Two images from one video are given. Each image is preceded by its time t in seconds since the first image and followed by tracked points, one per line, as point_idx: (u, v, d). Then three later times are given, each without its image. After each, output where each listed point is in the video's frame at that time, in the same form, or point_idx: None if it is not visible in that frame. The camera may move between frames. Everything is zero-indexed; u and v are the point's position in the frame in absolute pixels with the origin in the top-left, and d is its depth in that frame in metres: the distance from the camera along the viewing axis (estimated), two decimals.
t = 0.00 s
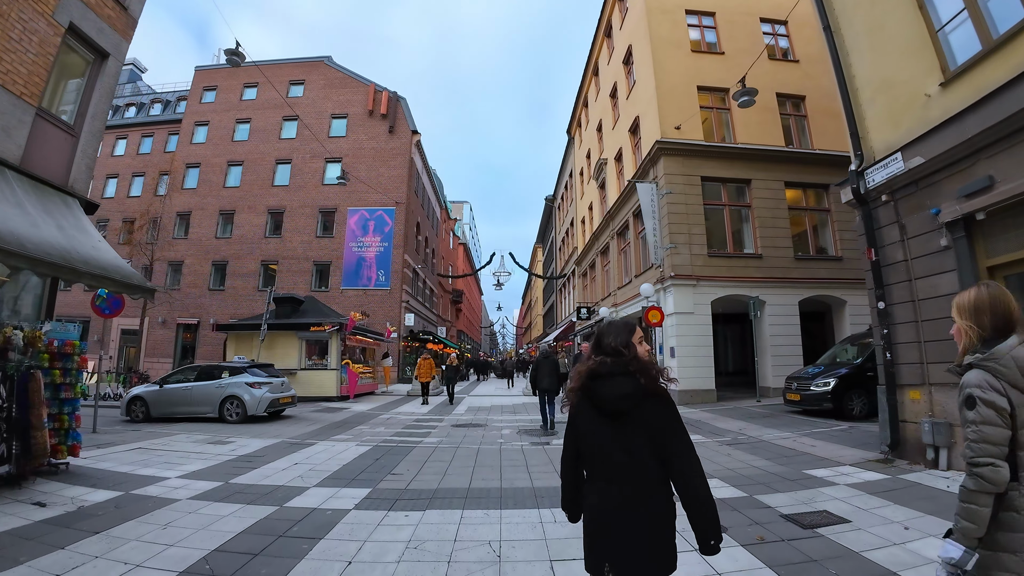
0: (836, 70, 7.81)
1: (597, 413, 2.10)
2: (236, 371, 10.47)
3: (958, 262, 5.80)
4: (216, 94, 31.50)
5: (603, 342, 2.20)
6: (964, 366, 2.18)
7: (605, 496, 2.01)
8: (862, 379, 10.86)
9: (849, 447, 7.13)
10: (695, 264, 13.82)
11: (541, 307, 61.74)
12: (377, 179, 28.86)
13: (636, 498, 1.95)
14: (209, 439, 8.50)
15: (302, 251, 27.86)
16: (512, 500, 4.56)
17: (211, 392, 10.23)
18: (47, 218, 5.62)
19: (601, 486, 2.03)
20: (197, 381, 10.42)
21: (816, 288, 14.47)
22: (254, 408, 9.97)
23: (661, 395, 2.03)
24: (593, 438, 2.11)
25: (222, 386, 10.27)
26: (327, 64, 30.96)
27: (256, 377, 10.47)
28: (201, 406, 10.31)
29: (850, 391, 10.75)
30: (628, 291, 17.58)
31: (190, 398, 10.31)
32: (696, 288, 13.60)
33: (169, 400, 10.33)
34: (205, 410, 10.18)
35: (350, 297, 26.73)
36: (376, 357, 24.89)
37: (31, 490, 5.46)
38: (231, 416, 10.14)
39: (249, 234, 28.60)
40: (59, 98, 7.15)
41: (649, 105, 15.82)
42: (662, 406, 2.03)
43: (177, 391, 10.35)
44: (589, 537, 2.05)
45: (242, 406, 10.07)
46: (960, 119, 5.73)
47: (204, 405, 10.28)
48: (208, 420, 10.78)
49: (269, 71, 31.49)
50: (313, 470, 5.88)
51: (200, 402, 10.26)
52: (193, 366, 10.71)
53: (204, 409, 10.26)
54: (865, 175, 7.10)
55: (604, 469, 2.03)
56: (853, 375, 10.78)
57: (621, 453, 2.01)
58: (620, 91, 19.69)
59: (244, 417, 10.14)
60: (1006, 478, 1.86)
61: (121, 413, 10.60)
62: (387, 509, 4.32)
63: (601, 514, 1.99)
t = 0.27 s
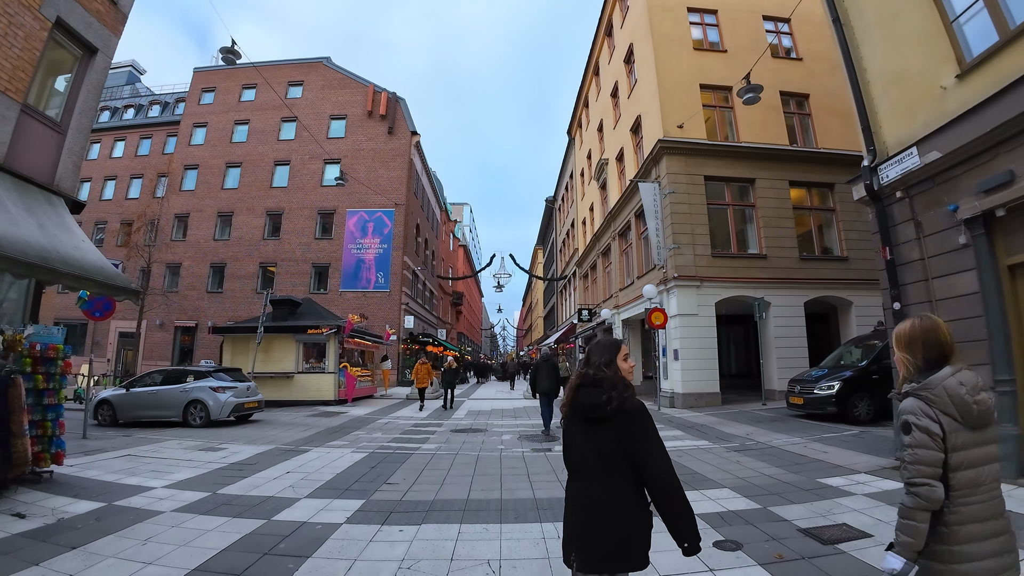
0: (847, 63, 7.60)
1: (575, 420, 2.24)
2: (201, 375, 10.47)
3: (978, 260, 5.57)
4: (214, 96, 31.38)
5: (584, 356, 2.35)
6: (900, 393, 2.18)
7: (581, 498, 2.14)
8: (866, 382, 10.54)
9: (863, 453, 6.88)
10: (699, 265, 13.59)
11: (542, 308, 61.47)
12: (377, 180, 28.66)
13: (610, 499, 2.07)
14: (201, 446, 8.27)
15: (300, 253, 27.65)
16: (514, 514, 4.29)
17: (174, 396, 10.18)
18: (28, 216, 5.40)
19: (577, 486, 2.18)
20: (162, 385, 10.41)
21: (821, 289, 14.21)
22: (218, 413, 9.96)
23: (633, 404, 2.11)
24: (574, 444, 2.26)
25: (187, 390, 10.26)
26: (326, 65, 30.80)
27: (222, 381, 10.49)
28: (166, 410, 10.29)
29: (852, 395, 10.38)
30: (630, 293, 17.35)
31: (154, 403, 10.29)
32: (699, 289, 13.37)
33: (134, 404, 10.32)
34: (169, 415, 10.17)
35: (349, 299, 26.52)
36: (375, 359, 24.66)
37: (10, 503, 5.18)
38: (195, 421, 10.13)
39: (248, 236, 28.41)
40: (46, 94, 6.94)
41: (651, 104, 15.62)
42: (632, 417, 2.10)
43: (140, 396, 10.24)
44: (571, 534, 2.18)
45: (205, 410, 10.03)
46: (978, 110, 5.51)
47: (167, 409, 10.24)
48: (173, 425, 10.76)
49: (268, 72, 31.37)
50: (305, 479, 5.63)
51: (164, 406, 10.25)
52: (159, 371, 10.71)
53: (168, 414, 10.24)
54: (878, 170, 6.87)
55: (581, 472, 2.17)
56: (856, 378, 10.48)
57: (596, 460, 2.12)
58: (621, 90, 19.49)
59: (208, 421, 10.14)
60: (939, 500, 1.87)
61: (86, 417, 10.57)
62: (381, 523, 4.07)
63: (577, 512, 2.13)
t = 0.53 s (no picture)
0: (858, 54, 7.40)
1: (564, 410, 2.41)
2: (162, 378, 10.26)
3: (1000, 255, 5.34)
4: (213, 96, 31.25)
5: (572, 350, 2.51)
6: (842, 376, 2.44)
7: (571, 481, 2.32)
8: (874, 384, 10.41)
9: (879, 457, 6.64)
10: (703, 264, 13.35)
11: (543, 310, 61.18)
12: (376, 181, 28.45)
13: (596, 481, 2.25)
14: (192, 450, 8.04)
15: (299, 254, 27.43)
16: (516, 524, 4.04)
17: (134, 399, 10.03)
18: (8, 211, 5.16)
19: (568, 468, 2.37)
20: (124, 387, 10.26)
21: (828, 288, 13.98)
22: (176, 416, 9.76)
23: (617, 394, 2.26)
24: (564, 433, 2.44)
25: (147, 393, 10.07)
26: (326, 65, 30.63)
27: (183, 384, 10.26)
28: (127, 413, 10.13)
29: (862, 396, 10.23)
30: (633, 293, 17.12)
31: (115, 405, 10.14)
32: (704, 289, 13.13)
33: (96, 406, 10.20)
34: (129, 418, 10.00)
35: (349, 300, 26.30)
36: (374, 361, 24.41)
37: None
38: (154, 424, 9.94)
39: (246, 237, 28.21)
40: (32, 87, 6.72)
41: (653, 101, 15.41)
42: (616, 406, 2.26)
43: (100, 398, 10.14)
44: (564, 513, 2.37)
45: (163, 413, 9.86)
46: (997, 97, 5.29)
47: (128, 412, 10.07)
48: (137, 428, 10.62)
49: (267, 72, 31.22)
50: (297, 486, 5.40)
51: (124, 409, 10.08)
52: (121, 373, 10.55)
53: (128, 416, 10.07)
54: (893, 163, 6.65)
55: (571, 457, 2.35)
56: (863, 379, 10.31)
57: (585, 447, 2.30)
58: (623, 88, 19.28)
59: (167, 425, 9.93)
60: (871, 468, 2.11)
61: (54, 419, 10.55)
62: (375, 534, 3.82)
63: (568, 495, 2.31)
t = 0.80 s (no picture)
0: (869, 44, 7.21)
1: (547, 409, 2.57)
2: (125, 381, 10.29)
3: None
4: (212, 96, 31.12)
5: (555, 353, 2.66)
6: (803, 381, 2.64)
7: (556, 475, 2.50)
8: (880, 385, 10.19)
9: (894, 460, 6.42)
10: (708, 263, 13.12)
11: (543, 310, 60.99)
12: (376, 181, 28.25)
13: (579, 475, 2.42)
14: (185, 454, 7.84)
15: (298, 255, 27.22)
16: (519, 533, 3.82)
17: (96, 402, 10.07)
18: None
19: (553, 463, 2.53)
20: (89, 390, 10.30)
21: (834, 287, 13.76)
22: (135, 420, 9.74)
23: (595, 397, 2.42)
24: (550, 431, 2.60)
25: (109, 395, 10.11)
26: (325, 64, 30.46)
27: (146, 387, 10.28)
28: (89, 415, 10.19)
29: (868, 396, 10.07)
30: (636, 292, 16.91)
31: (79, 407, 10.20)
32: (708, 288, 12.90)
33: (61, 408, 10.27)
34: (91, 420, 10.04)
35: (348, 301, 26.11)
36: (373, 362, 24.18)
37: None
38: (114, 427, 9.97)
39: (245, 237, 28.03)
40: (20, 79, 6.53)
41: (656, 98, 15.20)
42: (594, 406, 2.42)
43: (64, 400, 10.16)
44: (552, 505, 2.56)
45: (124, 418, 9.87)
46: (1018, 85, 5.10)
47: (92, 414, 10.12)
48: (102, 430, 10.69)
49: (266, 72, 31.06)
50: (291, 492, 5.20)
51: (87, 411, 10.13)
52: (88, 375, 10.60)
53: (91, 419, 10.13)
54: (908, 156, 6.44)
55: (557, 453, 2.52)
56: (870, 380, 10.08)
57: (568, 443, 2.48)
58: (624, 85, 19.06)
59: (127, 428, 9.94)
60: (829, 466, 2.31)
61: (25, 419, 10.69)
62: (369, 547, 3.59)
63: (554, 489, 2.48)
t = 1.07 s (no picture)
0: (881, 34, 7.01)
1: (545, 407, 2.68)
2: (84, 383, 10.38)
3: None
4: (210, 95, 30.96)
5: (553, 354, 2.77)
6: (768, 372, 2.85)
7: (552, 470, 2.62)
8: (886, 385, 9.88)
9: (909, 463, 6.22)
10: (712, 261, 12.90)
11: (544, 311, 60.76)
12: (375, 180, 28.05)
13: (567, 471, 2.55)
14: (178, 457, 7.64)
15: (297, 255, 27.03)
16: (523, 545, 3.60)
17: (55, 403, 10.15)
18: None
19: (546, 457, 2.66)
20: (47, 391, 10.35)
21: (840, 286, 13.55)
22: (94, 420, 9.87)
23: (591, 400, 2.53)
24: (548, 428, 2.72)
25: (68, 396, 10.19)
26: (324, 63, 30.27)
27: (106, 387, 10.41)
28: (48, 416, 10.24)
29: (872, 397, 9.77)
30: (638, 292, 16.71)
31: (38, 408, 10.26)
32: (713, 287, 12.70)
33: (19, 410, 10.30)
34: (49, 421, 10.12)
35: (348, 301, 25.91)
36: (373, 363, 23.96)
37: None
38: (73, 427, 10.08)
39: (244, 237, 27.84)
40: (6, 71, 6.32)
41: (658, 95, 14.99)
42: (590, 407, 2.54)
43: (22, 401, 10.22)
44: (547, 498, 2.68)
45: (83, 418, 9.98)
46: None
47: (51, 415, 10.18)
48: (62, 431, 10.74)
49: (265, 71, 30.87)
50: (284, 499, 4.99)
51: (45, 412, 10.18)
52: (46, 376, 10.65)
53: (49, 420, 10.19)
54: (923, 148, 6.24)
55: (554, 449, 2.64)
56: (875, 380, 9.80)
57: (564, 439, 2.59)
58: (626, 82, 18.86)
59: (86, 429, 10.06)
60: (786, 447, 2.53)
61: None
62: (363, 560, 3.37)
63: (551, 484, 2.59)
